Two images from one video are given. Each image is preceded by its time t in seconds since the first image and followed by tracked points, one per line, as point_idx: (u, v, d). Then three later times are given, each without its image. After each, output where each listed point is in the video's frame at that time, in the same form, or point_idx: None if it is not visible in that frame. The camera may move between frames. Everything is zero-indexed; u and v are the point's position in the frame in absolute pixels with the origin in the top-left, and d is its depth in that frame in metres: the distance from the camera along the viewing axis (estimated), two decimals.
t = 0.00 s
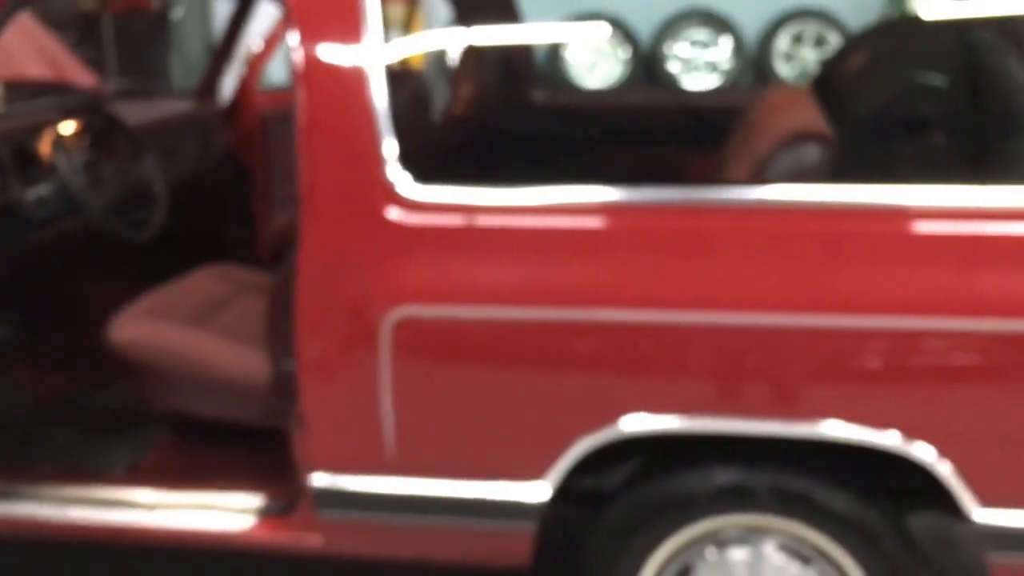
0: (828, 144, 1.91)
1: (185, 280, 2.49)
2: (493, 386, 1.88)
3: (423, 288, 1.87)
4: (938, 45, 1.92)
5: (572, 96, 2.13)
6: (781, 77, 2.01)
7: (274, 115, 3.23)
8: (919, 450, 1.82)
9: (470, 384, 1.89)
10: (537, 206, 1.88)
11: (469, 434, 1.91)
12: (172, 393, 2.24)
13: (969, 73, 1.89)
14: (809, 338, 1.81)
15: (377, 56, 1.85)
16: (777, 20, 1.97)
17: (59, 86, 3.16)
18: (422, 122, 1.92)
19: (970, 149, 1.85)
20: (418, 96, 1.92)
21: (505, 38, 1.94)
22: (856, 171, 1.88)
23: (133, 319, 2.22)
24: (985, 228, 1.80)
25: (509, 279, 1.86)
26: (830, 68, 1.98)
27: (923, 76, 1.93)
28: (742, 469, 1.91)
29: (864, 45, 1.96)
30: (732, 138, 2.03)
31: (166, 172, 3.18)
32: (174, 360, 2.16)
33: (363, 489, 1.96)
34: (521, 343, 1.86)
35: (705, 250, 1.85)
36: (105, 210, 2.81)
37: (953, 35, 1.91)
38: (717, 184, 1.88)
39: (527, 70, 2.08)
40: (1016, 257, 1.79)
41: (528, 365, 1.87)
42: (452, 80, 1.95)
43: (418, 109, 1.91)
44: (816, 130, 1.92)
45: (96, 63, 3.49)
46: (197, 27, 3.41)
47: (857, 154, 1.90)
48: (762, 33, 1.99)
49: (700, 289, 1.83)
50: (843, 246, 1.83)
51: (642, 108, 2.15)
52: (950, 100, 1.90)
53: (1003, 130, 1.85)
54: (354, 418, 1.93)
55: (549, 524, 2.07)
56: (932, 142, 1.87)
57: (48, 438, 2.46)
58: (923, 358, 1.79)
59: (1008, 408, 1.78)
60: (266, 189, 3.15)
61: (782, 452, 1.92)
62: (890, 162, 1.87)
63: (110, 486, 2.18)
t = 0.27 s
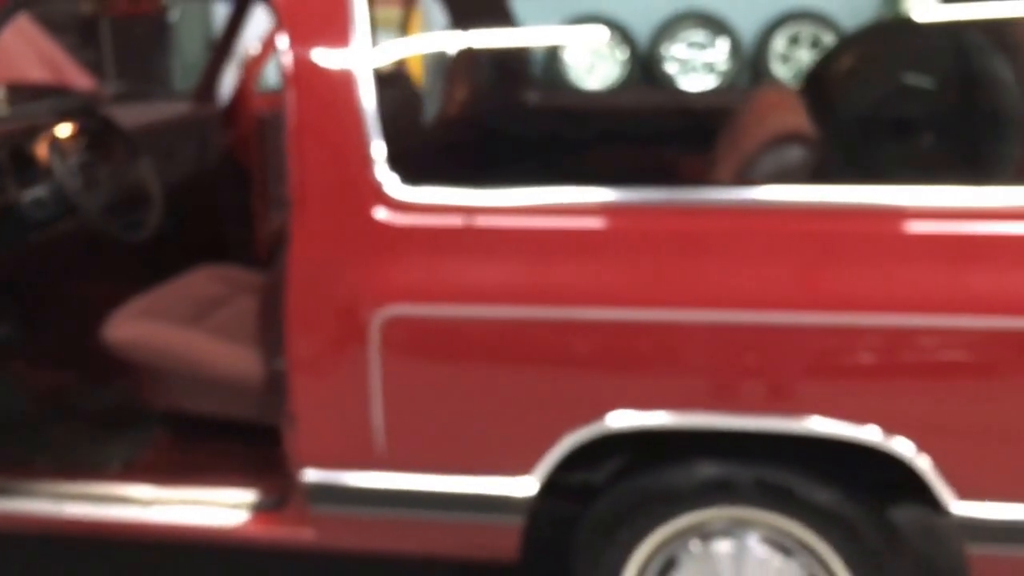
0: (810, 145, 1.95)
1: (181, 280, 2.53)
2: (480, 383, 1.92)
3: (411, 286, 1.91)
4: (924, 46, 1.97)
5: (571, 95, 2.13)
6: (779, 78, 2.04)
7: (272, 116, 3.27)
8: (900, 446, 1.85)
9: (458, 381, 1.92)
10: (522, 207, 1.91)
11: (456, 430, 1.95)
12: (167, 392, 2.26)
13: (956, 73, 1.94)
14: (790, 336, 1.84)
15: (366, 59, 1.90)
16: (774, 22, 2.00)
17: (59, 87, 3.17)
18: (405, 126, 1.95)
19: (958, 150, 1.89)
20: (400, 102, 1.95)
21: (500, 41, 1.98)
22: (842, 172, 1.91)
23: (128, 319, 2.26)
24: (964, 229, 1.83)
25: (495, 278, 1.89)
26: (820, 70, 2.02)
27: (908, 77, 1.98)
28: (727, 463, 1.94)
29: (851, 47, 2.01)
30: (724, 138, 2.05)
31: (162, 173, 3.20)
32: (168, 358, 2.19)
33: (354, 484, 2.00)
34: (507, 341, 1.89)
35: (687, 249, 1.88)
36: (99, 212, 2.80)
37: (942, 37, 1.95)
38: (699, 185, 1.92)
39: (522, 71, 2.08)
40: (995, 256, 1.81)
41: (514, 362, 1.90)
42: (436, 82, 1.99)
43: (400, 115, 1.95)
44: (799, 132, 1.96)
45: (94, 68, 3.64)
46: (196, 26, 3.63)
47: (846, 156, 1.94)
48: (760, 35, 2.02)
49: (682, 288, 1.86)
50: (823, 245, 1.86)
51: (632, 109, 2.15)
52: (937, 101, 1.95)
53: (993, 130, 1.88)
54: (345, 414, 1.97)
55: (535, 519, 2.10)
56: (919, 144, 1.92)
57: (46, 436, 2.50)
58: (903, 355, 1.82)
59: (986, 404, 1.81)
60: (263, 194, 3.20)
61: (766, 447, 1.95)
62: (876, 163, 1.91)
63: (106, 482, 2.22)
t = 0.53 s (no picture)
0: (797, 146, 2.01)
1: (177, 281, 2.56)
2: (472, 382, 1.94)
3: (404, 286, 1.93)
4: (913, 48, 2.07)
5: (565, 98, 2.40)
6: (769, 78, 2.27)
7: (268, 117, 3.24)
8: (887, 444, 1.87)
9: (451, 379, 1.94)
10: (515, 207, 1.93)
11: (450, 427, 1.97)
12: (165, 390, 2.28)
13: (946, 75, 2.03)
14: (780, 335, 1.85)
15: (359, 61, 1.93)
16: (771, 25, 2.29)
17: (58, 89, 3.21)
18: (404, 123, 2.05)
19: (949, 150, 1.96)
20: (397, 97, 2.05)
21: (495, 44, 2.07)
22: (835, 169, 1.98)
23: (125, 318, 2.29)
24: (955, 228, 1.83)
25: (487, 277, 1.91)
26: (812, 72, 2.17)
27: (900, 78, 2.08)
28: (717, 460, 1.95)
29: (840, 51, 2.17)
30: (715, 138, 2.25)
31: (161, 175, 3.16)
32: (166, 357, 2.22)
33: (348, 481, 2.02)
34: (499, 340, 1.91)
35: (678, 249, 1.89)
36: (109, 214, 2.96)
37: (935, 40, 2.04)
38: (690, 187, 1.94)
39: (519, 72, 2.35)
40: (986, 256, 1.82)
41: (506, 361, 1.92)
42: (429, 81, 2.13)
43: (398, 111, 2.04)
44: (786, 134, 2.01)
45: (96, 71, 3.88)
46: (195, 27, 3.84)
47: (840, 156, 2.00)
48: (753, 39, 2.34)
49: (672, 287, 1.87)
50: (813, 244, 1.86)
51: (626, 109, 2.38)
52: (928, 102, 2.04)
53: (982, 129, 1.96)
54: (339, 412, 1.99)
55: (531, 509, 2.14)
56: (910, 144, 1.99)
57: (43, 434, 2.53)
58: (892, 353, 1.83)
59: (975, 402, 1.83)
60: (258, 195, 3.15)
61: (756, 445, 1.96)
62: (870, 162, 1.97)
63: (102, 480, 2.24)
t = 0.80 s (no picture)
0: (791, 148, 2.04)
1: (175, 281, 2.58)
2: (469, 381, 1.96)
3: (401, 287, 1.94)
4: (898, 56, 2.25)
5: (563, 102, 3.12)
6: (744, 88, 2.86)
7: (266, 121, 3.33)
8: (879, 443, 1.88)
9: (448, 379, 1.96)
10: (512, 208, 1.94)
11: (446, 426, 1.99)
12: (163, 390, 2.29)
13: (938, 77, 2.14)
14: (775, 335, 1.87)
15: (355, 64, 1.94)
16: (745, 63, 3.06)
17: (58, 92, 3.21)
18: (397, 131, 2.09)
19: (941, 147, 2.05)
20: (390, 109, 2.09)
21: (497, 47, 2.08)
22: (826, 171, 2.04)
23: (123, 318, 2.30)
24: (951, 228, 1.84)
25: (484, 279, 1.92)
26: (807, 78, 2.45)
27: (887, 83, 2.23)
28: (710, 460, 1.96)
29: (836, 55, 2.39)
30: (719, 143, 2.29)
31: (160, 176, 3.09)
32: (163, 357, 2.22)
33: (345, 479, 2.04)
34: (496, 340, 1.93)
35: (673, 250, 1.90)
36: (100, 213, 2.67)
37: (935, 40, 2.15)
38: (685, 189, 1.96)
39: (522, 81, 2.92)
40: (983, 256, 1.82)
41: (503, 361, 1.93)
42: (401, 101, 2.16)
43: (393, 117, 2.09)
44: (782, 135, 2.04)
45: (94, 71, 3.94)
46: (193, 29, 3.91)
47: (838, 157, 2.09)
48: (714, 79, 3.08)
49: (668, 288, 1.89)
50: (808, 245, 1.88)
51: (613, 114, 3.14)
52: (922, 103, 2.16)
53: (979, 130, 2.04)
54: (337, 412, 2.01)
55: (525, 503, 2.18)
56: (903, 145, 2.09)
57: (41, 434, 2.54)
58: (887, 353, 1.84)
59: (970, 402, 1.84)
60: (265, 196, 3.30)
61: (750, 445, 1.97)
62: (867, 162, 2.05)
63: (101, 479, 2.25)
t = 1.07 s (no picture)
0: (787, 151, 2.05)
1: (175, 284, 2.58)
2: (468, 383, 1.97)
3: (400, 289, 1.95)
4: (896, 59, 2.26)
5: (560, 106, 3.20)
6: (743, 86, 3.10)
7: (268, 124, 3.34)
8: (875, 445, 1.90)
9: (447, 381, 1.97)
10: (511, 211, 1.95)
11: (445, 428, 2.00)
12: (163, 392, 2.30)
13: (934, 81, 2.14)
14: (772, 337, 1.88)
15: (354, 67, 1.96)
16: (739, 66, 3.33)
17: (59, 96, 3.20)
18: (395, 133, 2.12)
19: (936, 150, 2.06)
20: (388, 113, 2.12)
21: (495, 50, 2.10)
22: (824, 177, 2.06)
23: (123, 321, 2.31)
24: (948, 231, 1.85)
25: (483, 281, 1.93)
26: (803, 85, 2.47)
27: (885, 86, 2.25)
28: (707, 461, 1.97)
29: (830, 61, 2.42)
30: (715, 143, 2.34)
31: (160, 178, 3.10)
32: (162, 359, 2.23)
33: (344, 481, 2.05)
34: (495, 343, 1.94)
35: (671, 252, 1.91)
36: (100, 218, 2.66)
37: (931, 43, 2.17)
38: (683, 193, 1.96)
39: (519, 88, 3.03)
40: (980, 259, 1.83)
41: (502, 363, 1.94)
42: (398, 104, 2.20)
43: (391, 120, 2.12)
44: (778, 139, 2.05)
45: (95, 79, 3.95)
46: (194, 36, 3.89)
47: (833, 160, 2.12)
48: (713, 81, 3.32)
49: (666, 291, 1.90)
50: (806, 247, 1.89)
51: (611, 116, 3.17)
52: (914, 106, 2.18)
53: (976, 133, 2.04)
54: (335, 413, 2.02)
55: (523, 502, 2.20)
56: (899, 149, 2.12)
57: (41, 436, 2.55)
58: (884, 356, 1.85)
59: (966, 403, 1.85)
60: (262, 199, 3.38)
61: (747, 446, 1.98)
62: (859, 167, 2.07)
63: (101, 480, 2.26)
